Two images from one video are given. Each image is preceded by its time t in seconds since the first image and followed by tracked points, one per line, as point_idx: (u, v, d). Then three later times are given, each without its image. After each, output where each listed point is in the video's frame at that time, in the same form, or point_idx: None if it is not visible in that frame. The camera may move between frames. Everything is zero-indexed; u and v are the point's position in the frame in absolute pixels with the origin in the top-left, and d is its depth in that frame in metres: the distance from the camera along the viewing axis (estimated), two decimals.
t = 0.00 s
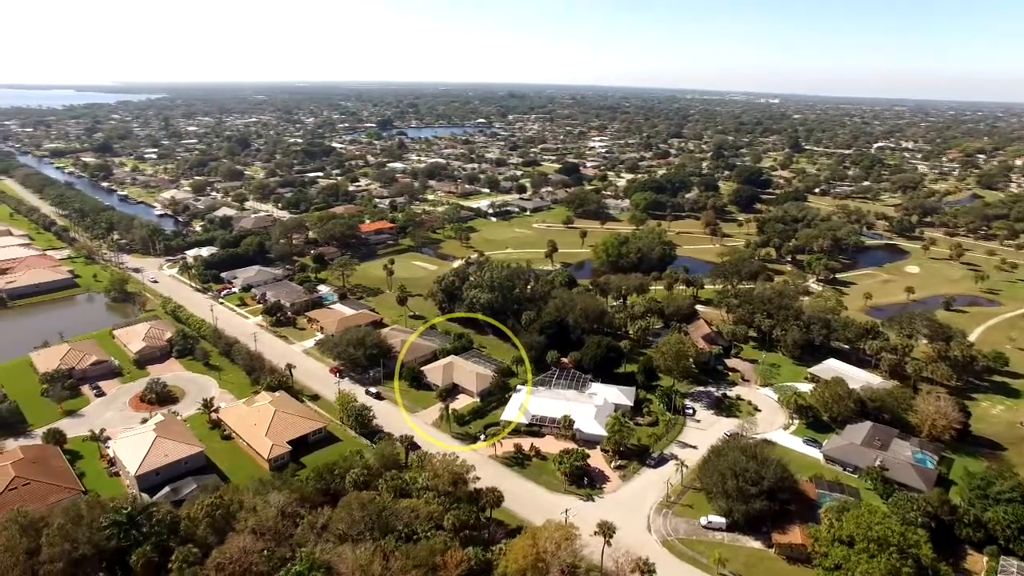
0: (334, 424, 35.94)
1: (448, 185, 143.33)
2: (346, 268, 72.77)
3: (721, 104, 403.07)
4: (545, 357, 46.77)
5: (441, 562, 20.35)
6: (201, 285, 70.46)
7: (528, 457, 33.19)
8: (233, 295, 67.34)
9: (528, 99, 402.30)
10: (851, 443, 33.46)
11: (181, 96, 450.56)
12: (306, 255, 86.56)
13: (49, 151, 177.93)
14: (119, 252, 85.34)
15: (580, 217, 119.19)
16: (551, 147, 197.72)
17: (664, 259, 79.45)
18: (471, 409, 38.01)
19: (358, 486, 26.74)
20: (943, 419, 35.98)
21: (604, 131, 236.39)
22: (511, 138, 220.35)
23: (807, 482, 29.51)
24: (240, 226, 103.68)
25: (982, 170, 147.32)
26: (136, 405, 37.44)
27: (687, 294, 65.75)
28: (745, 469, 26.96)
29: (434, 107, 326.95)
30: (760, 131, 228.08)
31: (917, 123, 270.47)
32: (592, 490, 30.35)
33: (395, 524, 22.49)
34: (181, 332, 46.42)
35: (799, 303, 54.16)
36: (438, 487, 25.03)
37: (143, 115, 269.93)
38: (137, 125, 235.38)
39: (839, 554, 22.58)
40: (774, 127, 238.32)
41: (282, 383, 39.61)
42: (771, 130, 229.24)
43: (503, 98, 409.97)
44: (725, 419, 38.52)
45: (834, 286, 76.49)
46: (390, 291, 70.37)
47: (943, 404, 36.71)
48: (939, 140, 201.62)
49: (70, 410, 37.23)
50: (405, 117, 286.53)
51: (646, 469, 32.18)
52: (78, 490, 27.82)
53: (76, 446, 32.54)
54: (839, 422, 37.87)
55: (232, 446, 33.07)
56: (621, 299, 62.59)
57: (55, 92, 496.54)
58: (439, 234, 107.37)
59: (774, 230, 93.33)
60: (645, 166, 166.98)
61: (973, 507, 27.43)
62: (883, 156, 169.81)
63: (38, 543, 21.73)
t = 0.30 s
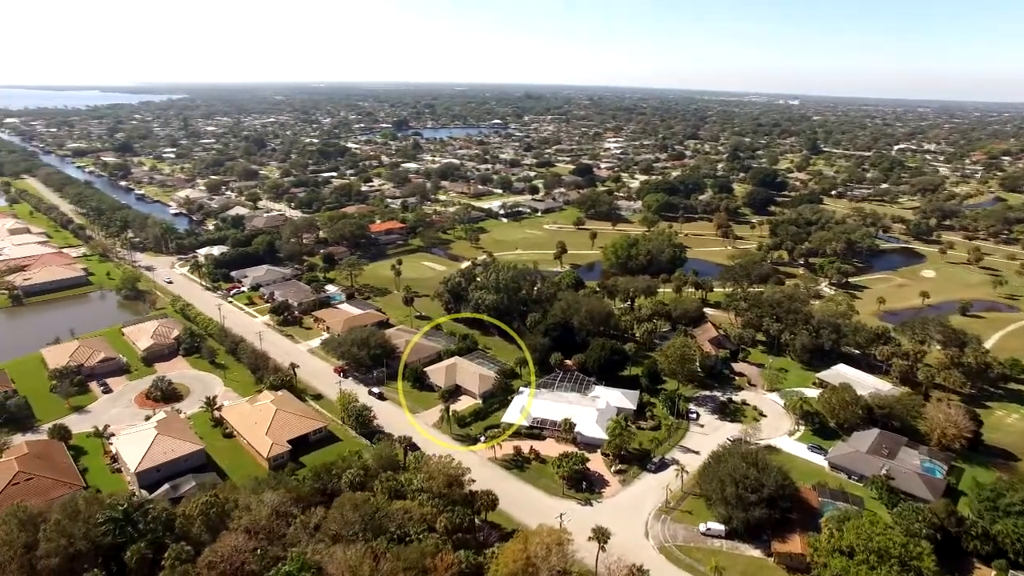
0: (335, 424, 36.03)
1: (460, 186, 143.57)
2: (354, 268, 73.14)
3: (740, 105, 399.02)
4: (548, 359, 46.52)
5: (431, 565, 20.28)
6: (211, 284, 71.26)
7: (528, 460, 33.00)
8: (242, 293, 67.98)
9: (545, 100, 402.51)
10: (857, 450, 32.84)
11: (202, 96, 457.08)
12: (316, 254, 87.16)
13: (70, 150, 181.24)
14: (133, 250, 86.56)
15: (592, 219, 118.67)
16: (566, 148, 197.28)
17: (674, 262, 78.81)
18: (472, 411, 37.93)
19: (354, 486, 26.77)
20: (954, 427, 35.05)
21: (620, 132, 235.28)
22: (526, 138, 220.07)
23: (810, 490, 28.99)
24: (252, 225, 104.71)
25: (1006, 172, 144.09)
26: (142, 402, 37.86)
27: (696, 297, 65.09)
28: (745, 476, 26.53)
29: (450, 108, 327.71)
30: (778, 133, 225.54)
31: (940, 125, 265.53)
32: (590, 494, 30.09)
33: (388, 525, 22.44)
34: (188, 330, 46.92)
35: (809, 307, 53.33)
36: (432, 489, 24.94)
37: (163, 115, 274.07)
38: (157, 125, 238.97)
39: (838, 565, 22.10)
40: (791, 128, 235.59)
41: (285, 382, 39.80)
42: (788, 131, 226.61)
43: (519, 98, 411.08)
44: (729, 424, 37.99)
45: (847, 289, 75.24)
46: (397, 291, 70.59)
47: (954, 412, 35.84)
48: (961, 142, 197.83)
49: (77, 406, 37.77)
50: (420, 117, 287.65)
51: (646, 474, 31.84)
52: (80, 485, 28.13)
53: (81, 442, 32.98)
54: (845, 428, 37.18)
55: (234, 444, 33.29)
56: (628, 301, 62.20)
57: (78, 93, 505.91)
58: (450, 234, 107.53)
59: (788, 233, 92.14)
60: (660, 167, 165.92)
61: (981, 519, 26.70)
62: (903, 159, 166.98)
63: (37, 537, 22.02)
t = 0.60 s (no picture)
0: (336, 424, 36.13)
1: (473, 186, 143.69)
2: (363, 268, 73.49)
3: (759, 106, 394.42)
4: (552, 361, 46.26)
5: (422, 568, 20.26)
6: (222, 282, 72.04)
7: (527, 462, 32.82)
8: (252, 292, 68.59)
9: (561, 100, 402.84)
10: (863, 458, 32.22)
11: (222, 96, 461.88)
12: (326, 254, 87.77)
13: (91, 150, 184.54)
14: (147, 248, 87.78)
15: (604, 220, 118.08)
16: (581, 149, 196.66)
17: (684, 264, 78.07)
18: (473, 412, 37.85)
19: (351, 486, 26.79)
20: (965, 436, 34.26)
21: (636, 133, 233.97)
22: (541, 139, 219.84)
23: (813, 498, 28.50)
24: (265, 225, 105.67)
25: None
26: (147, 399, 38.27)
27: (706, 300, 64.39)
28: (745, 482, 26.12)
29: (465, 108, 328.08)
30: (796, 134, 222.75)
31: (965, 126, 260.41)
32: (589, 498, 29.84)
33: (381, 526, 22.43)
34: (196, 328, 47.40)
35: (819, 311, 52.48)
36: (428, 490, 24.85)
37: (183, 114, 278.09)
38: (176, 125, 242.47)
39: None
40: (810, 130, 232.59)
41: (288, 381, 40.00)
42: (806, 133, 223.55)
43: (536, 99, 412.23)
44: (734, 429, 37.45)
45: (861, 294, 73.94)
46: (405, 291, 70.80)
47: (966, 421, 35.01)
48: (986, 144, 193.53)
49: (85, 402, 38.26)
50: (436, 118, 288.50)
51: (647, 479, 31.51)
52: (83, 480, 28.47)
53: (86, 437, 33.39)
54: (853, 436, 36.50)
55: (235, 442, 33.48)
56: (636, 303, 61.71)
57: (102, 94, 515.24)
58: (460, 234, 107.65)
59: (802, 236, 90.89)
60: (675, 168, 164.62)
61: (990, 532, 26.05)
62: (924, 160, 163.99)
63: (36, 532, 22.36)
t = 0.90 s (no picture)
0: (338, 423, 36.26)
1: (486, 187, 143.79)
2: (372, 268, 73.86)
3: (778, 108, 389.80)
4: (557, 364, 46.02)
5: (412, 569, 20.28)
6: (233, 281, 72.99)
7: (527, 465, 32.66)
8: (261, 291, 69.34)
9: (578, 101, 403.32)
10: (869, 466, 31.63)
11: (243, 97, 468.63)
12: (337, 254, 88.37)
13: (113, 149, 187.83)
14: (161, 246, 89.06)
15: (616, 221, 117.49)
16: (596, 150, 195.98)
17: (695, 266, 77.28)
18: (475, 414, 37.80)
19: (348, 486, 26.87)
20: (977, 446, 33.40)
21: (653, 134, 232.59)
22: (556, 140, 219.45)
23: (816, 506, 28.03)
24: (278, 224, 106.67)
25: None
26: (154, 396, 38.70)
27: (715, 303, 63.76)
28: (745, 490, 25.73)
29: (481, 109, 328.47)
30: (816, 136, 219.85)
31: (992, 128, 255.14)
32: (587, 502, 29.62)
33: (374, 527, 22.41)
34: (204, 326, 47.92)
35: (830, 315, 51.61)
36: (423, 492, 24.80)
37: (204, 114, 282.12)
38: (196, 125, 246.01)
39: None
40: (830, 131, 229.53)
41: (292, 380, 40.22)
42: (826, 134, 220.42)
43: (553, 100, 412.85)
44: (738, 434, 36.94)
45: (876, 298, 72.60)
46: (414, 291, 71.04)
47: (978, 430, 34.15)
48: (1011, 146, 189.27)
49: (93, 398, 38.77)
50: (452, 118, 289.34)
51: (647, 484, 31.21)
52: (86, 475, 28.84)
53: (92, 433, 33.83)
54: (861, 443, 35.78)
55: (238, 440, 33.71)
56: (644, 306, 61.26)
57: (125, 94, 524.68)
58: (471, 235, 107.82)
59: (816, 239, 89.61)
60: (690, 170, 163.35)
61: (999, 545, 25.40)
62: (947, 163, 160.93)
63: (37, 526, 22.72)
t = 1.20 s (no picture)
0: (339, 422, 36.40)
1: (499, 188, 143.73)
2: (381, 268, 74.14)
3: (797, 109, 385.10)
4: (561, 366, 45.78)
5: (403, 570, 20.24)
6: (243, 279, 74.22)
7: (526, 468, 32.49)
8: (271, 289, 69.98)
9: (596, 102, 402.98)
10: (875, 475, 31.01)
11: (263, 96, 473.06)
12: (348, 253, 88.89)
13: (133, 148, 190.76)
14: (175, 244, 90.22)
15: (628, 222, 116.80)
16: (611, 151, 195.07)
17: (706, 268, 76.39)
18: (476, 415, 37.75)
19: (345, 486, 26.94)
20: (989, 456, 32.49)
21: (670, 135, 230.93)
22: (572, 140, 218.91)
23: (818, 514, 27.55)
24: (291, 223, 107.54)
25: None
26: (160, 393, 39.17)
27: (725, 306, 63.03)
28: (744, 496, 25.34)
29: (497, 110, 328.67)
30: (836, 137, 216.89)
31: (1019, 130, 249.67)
32: (586, 506, 29.41)
33: (367, 528, 22.40)
34: (212, 324, 48.39)
35: (841, 320, 50.71)
36: (418, 493, 24.76)
37: (223, 114, 285.57)
38: (215, 125, 249.16)
39: None
40: (851, 132, 226.19)
41: (296, 379, 40.43)
42: (846, 136, 217.45)
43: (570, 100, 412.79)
44: (743, 440, 36.41)
45: (889, 303, 71.38)
46: (422, 291, 71.20)
47: (990, 440, 33.25)
48: None
49: (101, 393, 39.28)
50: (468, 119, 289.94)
51: (647, 489, 30.88)
52: (90, 470, 29.21)
53: (98, 428, 34.28)
54: (868, 451, 35.07)
55: (240, 438, 33.98)
56: (652, 307, 60.73)
57: (147, 94, 533.52)
58: (482, 235, 107.88)
59: (831, 242, 88.34)
60: (706, 171, 161.98)
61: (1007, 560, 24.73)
62: (970, 164, 157.75)
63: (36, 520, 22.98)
